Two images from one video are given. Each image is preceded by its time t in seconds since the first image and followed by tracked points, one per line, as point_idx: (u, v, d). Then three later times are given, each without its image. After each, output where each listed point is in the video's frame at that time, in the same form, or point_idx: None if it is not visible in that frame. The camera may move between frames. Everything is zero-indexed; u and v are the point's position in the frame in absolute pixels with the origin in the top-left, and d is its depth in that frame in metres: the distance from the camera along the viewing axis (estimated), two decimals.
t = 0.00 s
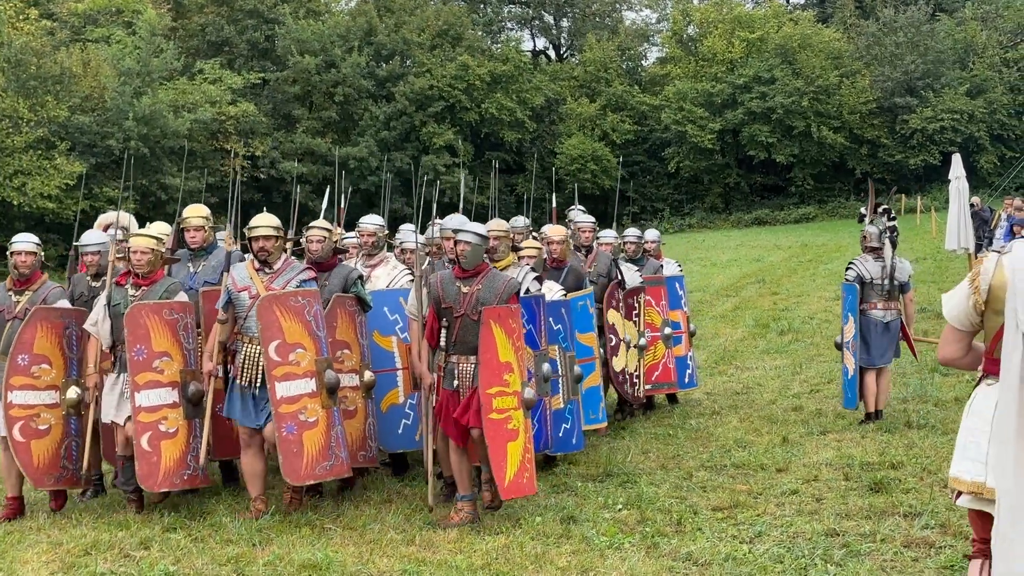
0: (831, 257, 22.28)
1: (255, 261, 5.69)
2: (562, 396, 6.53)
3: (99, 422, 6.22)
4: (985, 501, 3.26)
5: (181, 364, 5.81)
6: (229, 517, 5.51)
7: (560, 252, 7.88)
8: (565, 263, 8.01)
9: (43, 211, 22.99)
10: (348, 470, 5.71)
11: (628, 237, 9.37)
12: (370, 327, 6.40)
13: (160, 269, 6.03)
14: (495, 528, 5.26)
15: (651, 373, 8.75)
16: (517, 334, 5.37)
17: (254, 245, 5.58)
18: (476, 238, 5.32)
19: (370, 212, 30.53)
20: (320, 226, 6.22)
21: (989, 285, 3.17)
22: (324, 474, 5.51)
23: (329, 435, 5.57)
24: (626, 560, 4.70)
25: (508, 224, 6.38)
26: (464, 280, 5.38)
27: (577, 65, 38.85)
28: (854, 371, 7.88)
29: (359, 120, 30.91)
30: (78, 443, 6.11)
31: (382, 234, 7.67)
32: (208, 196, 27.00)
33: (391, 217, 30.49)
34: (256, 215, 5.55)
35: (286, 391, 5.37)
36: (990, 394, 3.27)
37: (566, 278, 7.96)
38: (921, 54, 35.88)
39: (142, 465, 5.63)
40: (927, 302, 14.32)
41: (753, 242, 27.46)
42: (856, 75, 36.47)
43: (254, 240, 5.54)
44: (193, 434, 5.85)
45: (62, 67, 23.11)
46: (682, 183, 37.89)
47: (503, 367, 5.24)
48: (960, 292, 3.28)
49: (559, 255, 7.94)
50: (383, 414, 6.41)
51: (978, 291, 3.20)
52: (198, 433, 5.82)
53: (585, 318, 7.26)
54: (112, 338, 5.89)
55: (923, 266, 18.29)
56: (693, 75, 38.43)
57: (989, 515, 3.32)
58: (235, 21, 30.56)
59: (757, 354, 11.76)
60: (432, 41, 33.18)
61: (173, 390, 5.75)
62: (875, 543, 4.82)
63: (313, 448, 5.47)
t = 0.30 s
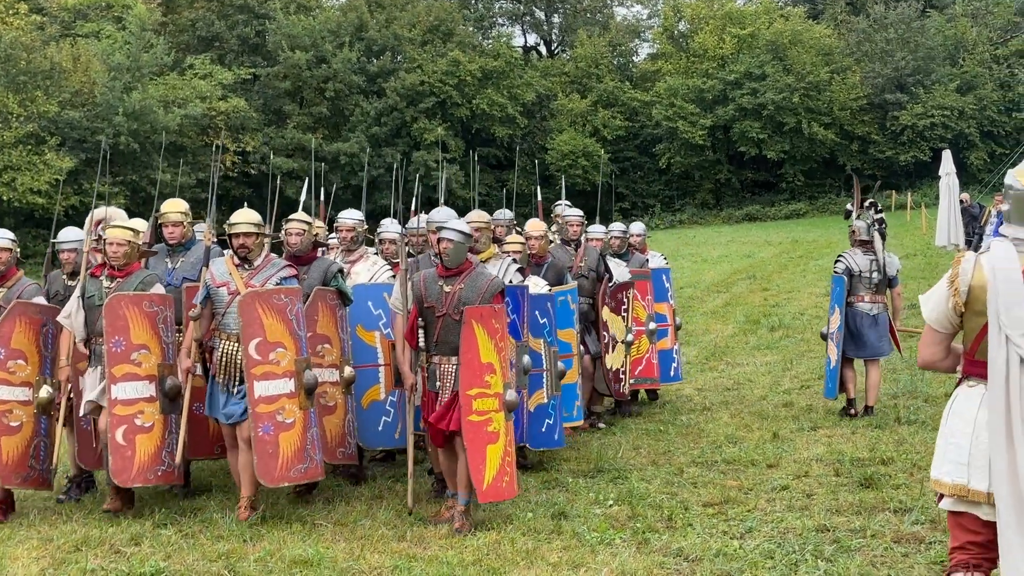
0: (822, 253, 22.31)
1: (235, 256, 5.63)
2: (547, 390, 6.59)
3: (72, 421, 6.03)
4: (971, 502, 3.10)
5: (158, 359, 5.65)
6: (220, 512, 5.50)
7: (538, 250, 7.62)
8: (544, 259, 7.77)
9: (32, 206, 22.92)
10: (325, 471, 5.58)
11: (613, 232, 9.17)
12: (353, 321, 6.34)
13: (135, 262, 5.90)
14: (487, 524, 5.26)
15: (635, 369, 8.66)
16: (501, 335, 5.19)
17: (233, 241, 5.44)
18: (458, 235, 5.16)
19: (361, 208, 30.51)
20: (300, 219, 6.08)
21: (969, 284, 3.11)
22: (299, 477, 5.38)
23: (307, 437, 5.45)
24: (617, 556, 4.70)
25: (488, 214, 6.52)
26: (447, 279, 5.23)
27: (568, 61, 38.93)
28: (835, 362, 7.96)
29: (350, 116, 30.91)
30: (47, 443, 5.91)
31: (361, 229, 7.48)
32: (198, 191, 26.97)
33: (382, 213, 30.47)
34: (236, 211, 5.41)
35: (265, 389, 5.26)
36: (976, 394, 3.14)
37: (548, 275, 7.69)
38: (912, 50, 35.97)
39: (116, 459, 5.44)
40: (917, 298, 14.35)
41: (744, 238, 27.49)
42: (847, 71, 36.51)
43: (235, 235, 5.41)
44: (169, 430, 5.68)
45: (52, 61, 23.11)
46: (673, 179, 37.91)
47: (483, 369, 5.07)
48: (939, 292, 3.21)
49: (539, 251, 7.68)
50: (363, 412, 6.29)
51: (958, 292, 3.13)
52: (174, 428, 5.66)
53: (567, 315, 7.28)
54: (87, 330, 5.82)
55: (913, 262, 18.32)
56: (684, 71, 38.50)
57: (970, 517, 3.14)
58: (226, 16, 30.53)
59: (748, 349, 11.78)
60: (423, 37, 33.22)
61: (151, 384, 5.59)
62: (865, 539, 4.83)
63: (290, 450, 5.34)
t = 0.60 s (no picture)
0: (809, 247, 22.36)
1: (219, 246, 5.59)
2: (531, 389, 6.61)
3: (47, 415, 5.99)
4: (952, 510, 2.84)
5: (128, 353, 5.45)
6: (206, 506, 5.49)
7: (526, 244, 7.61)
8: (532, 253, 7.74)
9: (17, 199, 22.79)
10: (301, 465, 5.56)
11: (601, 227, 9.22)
12: (333, 317, 6.22)
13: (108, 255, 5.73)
14: (474, 517, 5.27)
15: (616, 366, 8.65)
16: (482, 328, 5.20)
17: (221, 229, 5.44)
18: (440, 225, 5.15)
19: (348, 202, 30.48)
20: (280, 213, 5.90)
21: (937, 287, 2.89)
22: (280, 470, 5.37)
23: (286, 429, 5.43)
24: (603, 549, 4.71)
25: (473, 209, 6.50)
26: (428, 271, 5.24)
27: (555, 55, 38.93)
28: (814, 356, 8.07)
29: (337, 110, 30.88)
30: (20, 439, 5.85)
31: (343, 221, 7.50)
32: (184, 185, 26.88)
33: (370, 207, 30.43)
34: (222, 199, 5.36)
35: (249, 379, 5.24)
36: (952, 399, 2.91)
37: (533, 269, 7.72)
38: (898, 45, 36.04)
39: (82, 456, 5.25)
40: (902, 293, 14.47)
41: (731, 232, 27.52)
42: (833, 66, 36.56)
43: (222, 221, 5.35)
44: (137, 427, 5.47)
45: (38, 54, 23.03)
46: (661, 174, 37.94)
47: (464, 360, 5.07)
48: (905, 298, 2.99)
49: (526, 246, 7.66)
50: (341, 409, 6.19)
51: (925, 296, 2.91)
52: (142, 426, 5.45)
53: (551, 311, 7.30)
54: (57, 324, 5.66)
55: (898, 257, 18.37)
56: (671, 66, 38.52)
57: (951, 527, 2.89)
58: (212, 9, 30.45)
59: (735, 343, 11.81)
60: (410, 31, 33.23)
61: (119, 379, 5.38)
62: (850, 532, 4.84)
63: (272, 442, 5.33)
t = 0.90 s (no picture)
0: (793, 242, 22.42)
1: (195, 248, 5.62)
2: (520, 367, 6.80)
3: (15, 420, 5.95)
4: (929, 504, 2.80)
5: (97, 358, 5.40)
6: (188, 501, 5.48)
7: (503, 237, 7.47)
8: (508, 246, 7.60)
9: None
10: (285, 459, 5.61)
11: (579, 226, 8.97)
12: (310, 311, 6.12)
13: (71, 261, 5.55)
14: (456, 511, 5.27)
15: (602, 360, 8.58)
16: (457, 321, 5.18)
17: (195, 232, 5.26)
18: (418, 225, 4.95)
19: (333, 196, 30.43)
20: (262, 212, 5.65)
21: (908, 278, 2.90)
22: (272, 462, 5.44)
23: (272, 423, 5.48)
24: (586, 544, 4.72)
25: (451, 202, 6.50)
26: (403, 273, 5.03)
27: (540, 49, 38.93)
28: (797, 350, 8.14)
29: (321, 103, 30.85)
30: None
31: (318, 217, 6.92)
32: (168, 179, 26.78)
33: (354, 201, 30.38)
34: (196, 200, 5.24)
35: (244, 373, 5.28)
36: (924, 392, 2.88)
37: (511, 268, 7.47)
38: (883, 40, 36.13)
39: (55, 463, 5.16)
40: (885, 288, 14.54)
41: (716, 227, 27.56)
42: (817, 61, 36.61)
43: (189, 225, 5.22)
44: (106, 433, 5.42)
45: (20, 47, 22.90)
46: (645, 168, 37.97)
47: (452, 359, 5.05)
48: (881, 294, 3.00)
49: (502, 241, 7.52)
50: (321, 404, 6.07)
51: (896, 288, 2.92)
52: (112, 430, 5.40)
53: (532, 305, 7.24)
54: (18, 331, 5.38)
55: (881, 251, 18.43)
56: (655, 60, 38.59)
57: (931, 525, 2.84)
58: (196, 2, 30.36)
59: (719, 338, 11.83)
60: (395, 25, 33.25)
61: (89, 384, 5.32)
62: (833, 526, 4.86)
63: (265, 435, 5.39)
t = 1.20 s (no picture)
0: (776, 235, 22.49)
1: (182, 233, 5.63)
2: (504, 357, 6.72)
3: None
4: (913, 499, 2.86)
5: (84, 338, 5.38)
6: (170, 493, 5.47)
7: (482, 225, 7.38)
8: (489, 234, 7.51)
9: None
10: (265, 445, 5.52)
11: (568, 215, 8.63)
12: (295, 295, 6.05)
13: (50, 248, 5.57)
14: (439, 504, 5.27)
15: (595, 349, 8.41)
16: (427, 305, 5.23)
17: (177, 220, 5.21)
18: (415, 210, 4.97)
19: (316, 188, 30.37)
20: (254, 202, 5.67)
21: (902, 271, 2.91)
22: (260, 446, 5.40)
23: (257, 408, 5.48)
24: (569, 535, 4.72)
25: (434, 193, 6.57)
26: (396, 258, 5.00)
27: (524, 41, 38.95)
28: (782, 334, 8.13)
29: (304, 95, 30.82)
30: None
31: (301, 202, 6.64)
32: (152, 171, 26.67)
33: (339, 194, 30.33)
34: (182, 185, 5.19)
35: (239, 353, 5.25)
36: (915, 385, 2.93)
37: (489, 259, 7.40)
38: (866, 33, 36.27)
39: (55, 437, 5.11)
40: (867, 280, 14.60)
41: (700, 219, 27.62)
42: (801, 53, 36.70)
43: (179, 210, 5.18)
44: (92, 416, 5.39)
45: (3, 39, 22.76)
46: (629, 161, 38.00)
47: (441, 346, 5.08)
48: (877, 285, 3.02)
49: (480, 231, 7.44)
50: (309, 387, 5.94)
51: (891, 281, 2.93)
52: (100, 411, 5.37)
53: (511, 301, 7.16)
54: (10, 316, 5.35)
55: (864, 243, 18.49)
56: (639, 52, 38.70)
57: (917, 520, 2.90)
58: None
59: (702, 330, 11.86)
60: (379, 17, 33.28)
61: (80, 361, 5.29)
62: (815, 517, 4.88)
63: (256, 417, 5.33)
